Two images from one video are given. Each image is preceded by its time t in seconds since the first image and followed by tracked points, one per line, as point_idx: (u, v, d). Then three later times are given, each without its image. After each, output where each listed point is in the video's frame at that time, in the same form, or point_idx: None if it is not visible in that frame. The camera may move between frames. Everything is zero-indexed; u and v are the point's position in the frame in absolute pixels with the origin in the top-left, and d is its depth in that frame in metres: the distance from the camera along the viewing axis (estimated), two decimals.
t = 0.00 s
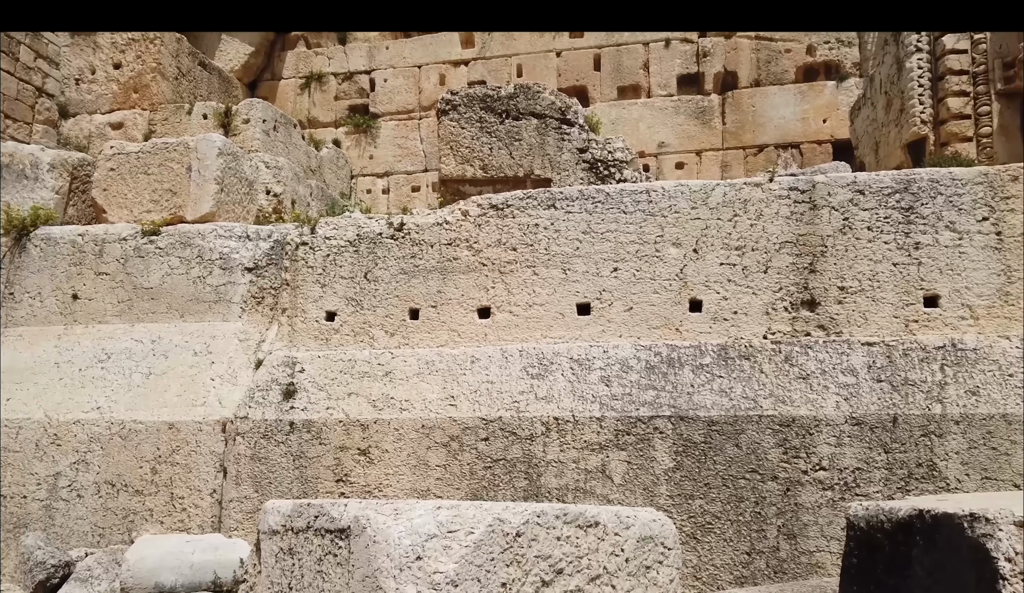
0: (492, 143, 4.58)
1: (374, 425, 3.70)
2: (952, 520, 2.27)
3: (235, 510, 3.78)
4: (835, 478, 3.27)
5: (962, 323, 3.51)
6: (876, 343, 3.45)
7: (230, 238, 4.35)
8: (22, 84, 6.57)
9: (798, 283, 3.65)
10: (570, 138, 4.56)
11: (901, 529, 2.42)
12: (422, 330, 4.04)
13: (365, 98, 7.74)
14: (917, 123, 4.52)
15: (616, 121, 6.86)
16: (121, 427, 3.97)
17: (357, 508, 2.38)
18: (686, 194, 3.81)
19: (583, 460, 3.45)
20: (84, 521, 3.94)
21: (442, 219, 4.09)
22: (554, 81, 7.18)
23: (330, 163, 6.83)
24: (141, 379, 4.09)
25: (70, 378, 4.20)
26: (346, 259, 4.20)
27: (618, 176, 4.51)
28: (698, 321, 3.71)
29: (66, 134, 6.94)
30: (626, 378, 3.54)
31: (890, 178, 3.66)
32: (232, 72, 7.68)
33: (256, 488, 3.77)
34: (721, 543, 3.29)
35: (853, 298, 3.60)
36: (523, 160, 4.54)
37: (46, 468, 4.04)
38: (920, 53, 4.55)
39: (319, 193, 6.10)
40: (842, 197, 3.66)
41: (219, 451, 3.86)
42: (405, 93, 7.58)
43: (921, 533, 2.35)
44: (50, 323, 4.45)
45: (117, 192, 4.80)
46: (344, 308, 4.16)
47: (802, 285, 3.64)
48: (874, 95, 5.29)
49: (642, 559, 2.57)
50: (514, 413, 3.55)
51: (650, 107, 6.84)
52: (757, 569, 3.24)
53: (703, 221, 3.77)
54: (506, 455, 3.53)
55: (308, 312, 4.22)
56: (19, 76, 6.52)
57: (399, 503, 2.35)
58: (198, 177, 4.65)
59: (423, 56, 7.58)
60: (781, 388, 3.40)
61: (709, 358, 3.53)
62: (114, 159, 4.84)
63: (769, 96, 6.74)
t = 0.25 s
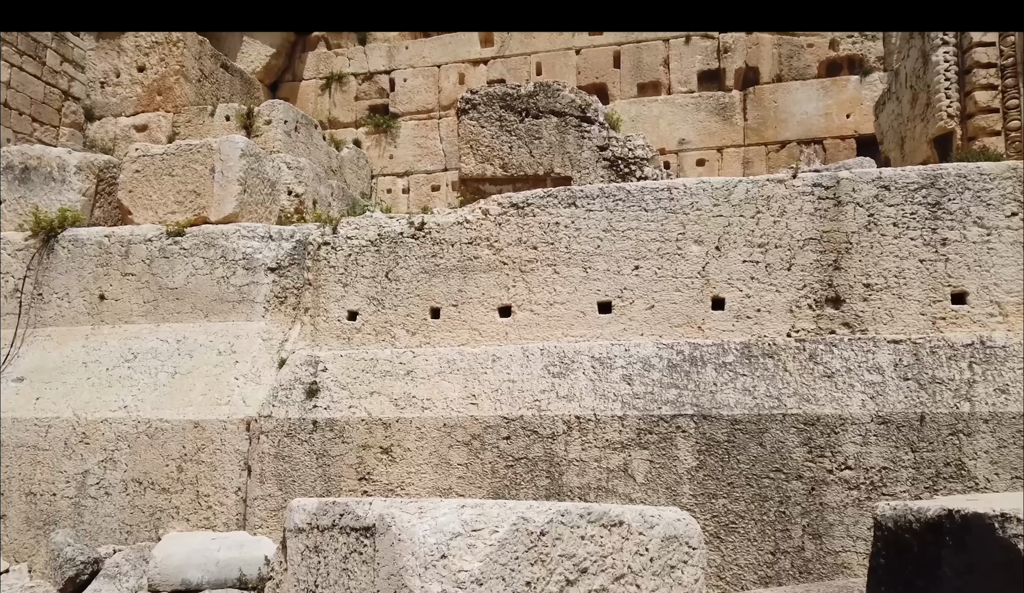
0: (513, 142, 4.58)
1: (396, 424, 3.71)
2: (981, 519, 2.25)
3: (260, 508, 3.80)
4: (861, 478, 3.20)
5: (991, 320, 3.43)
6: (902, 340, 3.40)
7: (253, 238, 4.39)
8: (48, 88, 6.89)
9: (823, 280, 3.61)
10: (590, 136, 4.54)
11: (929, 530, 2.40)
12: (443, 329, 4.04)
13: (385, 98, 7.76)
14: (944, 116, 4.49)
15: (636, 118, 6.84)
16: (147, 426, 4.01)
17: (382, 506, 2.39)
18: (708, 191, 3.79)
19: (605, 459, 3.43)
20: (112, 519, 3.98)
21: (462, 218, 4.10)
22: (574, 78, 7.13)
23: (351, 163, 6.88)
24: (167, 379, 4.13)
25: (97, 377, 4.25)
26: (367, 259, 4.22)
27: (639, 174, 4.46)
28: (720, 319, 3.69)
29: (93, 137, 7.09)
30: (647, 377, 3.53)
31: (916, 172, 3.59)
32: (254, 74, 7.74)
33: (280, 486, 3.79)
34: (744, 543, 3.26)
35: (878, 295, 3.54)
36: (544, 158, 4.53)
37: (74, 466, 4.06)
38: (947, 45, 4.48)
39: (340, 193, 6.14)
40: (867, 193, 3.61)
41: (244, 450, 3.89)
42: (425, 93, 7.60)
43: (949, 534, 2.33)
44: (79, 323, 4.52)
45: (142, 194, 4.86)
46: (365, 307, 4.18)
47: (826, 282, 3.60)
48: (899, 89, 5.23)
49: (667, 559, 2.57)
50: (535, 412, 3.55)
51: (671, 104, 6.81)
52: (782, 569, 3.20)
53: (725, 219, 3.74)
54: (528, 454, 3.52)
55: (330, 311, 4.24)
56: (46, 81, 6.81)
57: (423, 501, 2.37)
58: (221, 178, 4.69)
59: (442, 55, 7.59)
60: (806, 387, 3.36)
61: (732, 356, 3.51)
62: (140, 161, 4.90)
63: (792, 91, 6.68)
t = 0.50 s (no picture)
0: (534, 140, 4.58)
1: (419, 422, 3.72)
2: (1015, 517, 2.22)
3: (286, 505, 3.83)
4: (888, 476, 3.17)
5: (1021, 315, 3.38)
6: (930, 337, 3.36)
7: (278, 238, 4.43)
8: (77, 91, 7.35)
9: (849, 277, 3.58)
10: (612, 133, 4.53)
11: (960, 528, 2.37)
12: (466, 327, 4.05)
13: (407, 97, 7.78)
14: (972, 109, 4.44)
15: (658, 115, 6.81)
16: (175, 423, 4.05)
17: (408, 503, 2.40)
18: (731, 187, 3.76)
19: (628, 457, 3.42)
20: (142, 515, 4.03)
21: (484, 216, 4.10)
22: (595, 76, 7.17)
23: (373, 162, 6.92)
24: (194, 377, 4.19)
25: (126, 376, 4.30)
26: (390, 258, 4.24)
27: (661, 170, 4.48)
28: (744, 316, 3.67)
29: (121, 140, 7.20)
30: (671, 374, 3.51)
31: (944, 167, 3.55)
32: (277, 75, 7.80)
33: (305, 483, 3.81)
34: (770, 541, 3.23)
35: (905, 291, 3.50)
36: (565, 156, 4.52)
37: (104, 463, 4.11)
38: (975, 37, 4.41)
39: (363, 193, 6.17)
40: (893, 188, 3.57)
41: (269, 447, 3.92)
42: (446, 92, 7.61)
43: (982, 533, 2.29)
44: (107, 323, 4.59)
45: (169, 195, 4.92)
46: (388, 306, 4.20)
47: (852, 279, 3.57)
48: (926, 82, 5.16)
49: (692, 558, 2.56)
50: (558, 410, 3.54)
51: (693, 100, 6.78)
52: (808, 568, 3.18)
53: (749, 215, 3.72)
54: (551, 452, 3.52)
55: (354, 310, 4.26)
56: (74, 85, 7.28)
57: (448, 499, 2.37)
58: (246, 179, 4.73)
59: (463, 54, 7.60)
60: (832, 384, 3.32)
61: (757, 354, 3.48)
62: (166, 163, 4.96)
63: (815, 86, 6.65)
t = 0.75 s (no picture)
0: (551, 138, 4.57)
1: (438, 420, 3.73)
2: None
3: (306, 503, 3.85)
4: (911, 476, 3.14)
5: None
6: (954, 335, 3.32)
7: (296, 238, 4.45)
8: (98, 93, 7.51)
9: (871, 274, 3.53)
10: (629, 130, 4.52)
11: (987, 528, 2.34)
12: (484, 326, 4.04)
13: (423, 96, 7.79)
14: (996, 103, 4.38)
15: (676, 112, 6.80)
16: (196, 421, 4.08)
17: (428, 502, 2.40)
18: (751, 184, 3.74)
19: (647, 456, 3.41)
20: (164, 512, 4.06)
21: (501, 215, 4.10)
22: (612, 73, 7.15)
23: (390, 162, 6.95)
24: (215, 376, 4.22)
25: (148, 375, 4.35)
26: (408, 257, 4.24)
27: (679, 167, 4.42)
28: (765, 314, 3.63)
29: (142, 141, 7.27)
30: (690, 373, 3.50)
31: (968, 162, 3.50)
32: (295, 76, 7.85)
33: (325, 481, 3.84)
34: (791, 541, 3.21)
35: (929, 289, 3.45)
36: (582, 154, 4.50)
37: (127, 461, 4.15)
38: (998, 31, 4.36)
39: (380, 192, 6.19)
40: (916, 184, 3.53)
41: (289, 446, 3.93)
42: (463, 91, 7.62)
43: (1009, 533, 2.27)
44: (129, 322, 4.63)
45: (189, 196, 4.95)
46: (406, 305, 4.20)
47: (875, 276, 3.52)
48: (949, 77, 5.10)
49: (714, 557, 2.55)
50: (577, 409, 3.54)
51: (711, 96, 6.74)
52: (830, 568, 3.15)
53: (768, 212, 3.70)
54: (570, 450, 3.51)
55: (372, 309, 4.27)
56: (95, 87, 7.46)
57: (468, 497, 2.37)
58: (265, 179, 4.76)
59: (479, 52, 7.60)
60: (854, 383, 3.29)
61: (777, 352, 3.46)
62: (186, 164, 4.99)
63: (835, 81, 6.56)
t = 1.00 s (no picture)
0: (570, 136, 4.56)
1: (458, 419, 3.73)
2: None
3: (328, 501, 3.86)
4: (939, 475, 3.10)
5: None
6: (982, 332, 3.27)
7: (318, 237, 4.47)
8: (121, 96, 7.59)
9: (896, 270, 3.49)
10: (650, 127, 4.50)
11: (1017, 528, 2.30)
12: (504, 324, 4.04)
13: (442, 95, 7.80)
14: None
15: (697, 108, 6.77)
16: (219, 420, 4.11)
17: (451, 500, 2.39)
18: (773, 180, 3.71)
19: (669, 455, 3.39)
20: (189, 510, 4.10)
21: (521, 213, 4.09)
22: (632, 70, 7.11)
23: (409, 161, 6.97)
24: (238, 374, 4.25)
25: (172, 374, 4.38)
26: (428, 256, 4.25)
27: (700, 164, 4.43)
28: (788, 311, 3.60)
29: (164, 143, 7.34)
30: (712, 371, 3.47)
31: (996, 156, 3.45)
32: (314, 76, 7.88)
33: (346, 479, 3.84)
34: (816, 541, 3.17)
35: (956, 285, 3.40)
36: (602, 151, 4.49)
37: (152, 459, 4.19)
38: None
39: (400, 191, 6.20)
40: (943, 179, 3.48)
41: (311, 444, 3.95)
42: (482, 89, 7.61)
43: None
44: (153, 322, 4.67)
45: (211, 196, 4.98)
46: (426, 304, 4.21)
47: (900, 273, 3.48)
48: (976, 70, 5.02)
49: (738, 557, 2.53)
50: (597, 407, 3.53)
51: (732, 92, 6.70)
52: (856, 569, 3.11)
53: (791, 208, 3.66)
54: (590, 449, 3.50)
55: (392, 308, 4.28)
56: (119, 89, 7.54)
57: (491, 495, 2.37)
58: (287, 179, 4.79)
59: (498, 51, 7.60)
60: (880, 381, 3.25)
61: (801, 350, 3.43)
62: (208, 164, 5.03)
63: (858, 76, 6.51)
